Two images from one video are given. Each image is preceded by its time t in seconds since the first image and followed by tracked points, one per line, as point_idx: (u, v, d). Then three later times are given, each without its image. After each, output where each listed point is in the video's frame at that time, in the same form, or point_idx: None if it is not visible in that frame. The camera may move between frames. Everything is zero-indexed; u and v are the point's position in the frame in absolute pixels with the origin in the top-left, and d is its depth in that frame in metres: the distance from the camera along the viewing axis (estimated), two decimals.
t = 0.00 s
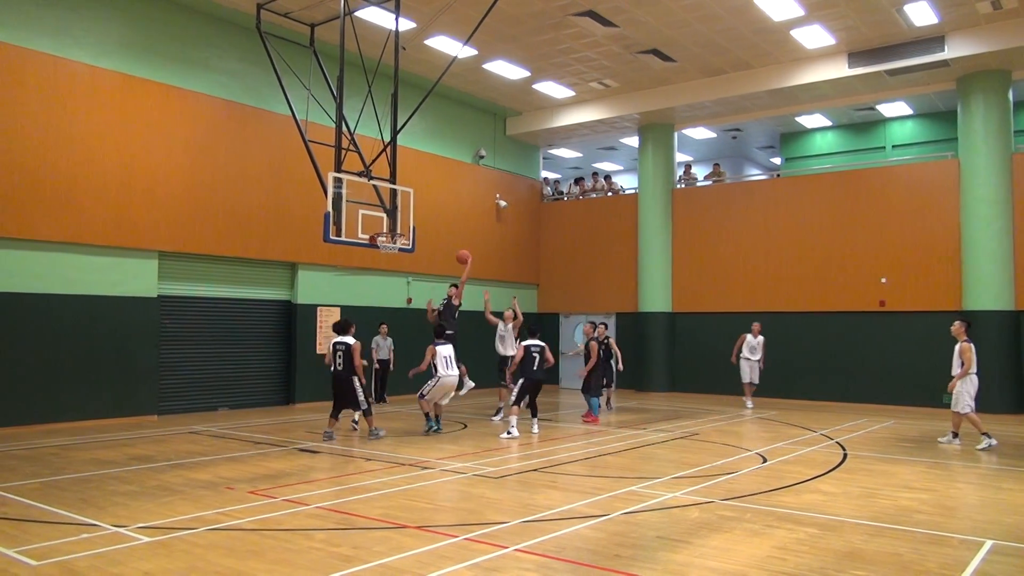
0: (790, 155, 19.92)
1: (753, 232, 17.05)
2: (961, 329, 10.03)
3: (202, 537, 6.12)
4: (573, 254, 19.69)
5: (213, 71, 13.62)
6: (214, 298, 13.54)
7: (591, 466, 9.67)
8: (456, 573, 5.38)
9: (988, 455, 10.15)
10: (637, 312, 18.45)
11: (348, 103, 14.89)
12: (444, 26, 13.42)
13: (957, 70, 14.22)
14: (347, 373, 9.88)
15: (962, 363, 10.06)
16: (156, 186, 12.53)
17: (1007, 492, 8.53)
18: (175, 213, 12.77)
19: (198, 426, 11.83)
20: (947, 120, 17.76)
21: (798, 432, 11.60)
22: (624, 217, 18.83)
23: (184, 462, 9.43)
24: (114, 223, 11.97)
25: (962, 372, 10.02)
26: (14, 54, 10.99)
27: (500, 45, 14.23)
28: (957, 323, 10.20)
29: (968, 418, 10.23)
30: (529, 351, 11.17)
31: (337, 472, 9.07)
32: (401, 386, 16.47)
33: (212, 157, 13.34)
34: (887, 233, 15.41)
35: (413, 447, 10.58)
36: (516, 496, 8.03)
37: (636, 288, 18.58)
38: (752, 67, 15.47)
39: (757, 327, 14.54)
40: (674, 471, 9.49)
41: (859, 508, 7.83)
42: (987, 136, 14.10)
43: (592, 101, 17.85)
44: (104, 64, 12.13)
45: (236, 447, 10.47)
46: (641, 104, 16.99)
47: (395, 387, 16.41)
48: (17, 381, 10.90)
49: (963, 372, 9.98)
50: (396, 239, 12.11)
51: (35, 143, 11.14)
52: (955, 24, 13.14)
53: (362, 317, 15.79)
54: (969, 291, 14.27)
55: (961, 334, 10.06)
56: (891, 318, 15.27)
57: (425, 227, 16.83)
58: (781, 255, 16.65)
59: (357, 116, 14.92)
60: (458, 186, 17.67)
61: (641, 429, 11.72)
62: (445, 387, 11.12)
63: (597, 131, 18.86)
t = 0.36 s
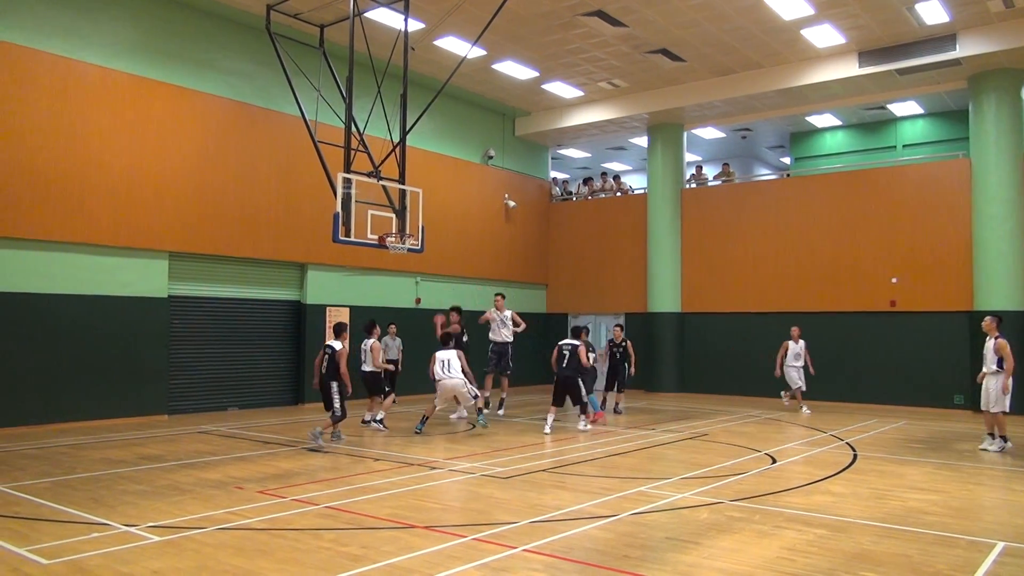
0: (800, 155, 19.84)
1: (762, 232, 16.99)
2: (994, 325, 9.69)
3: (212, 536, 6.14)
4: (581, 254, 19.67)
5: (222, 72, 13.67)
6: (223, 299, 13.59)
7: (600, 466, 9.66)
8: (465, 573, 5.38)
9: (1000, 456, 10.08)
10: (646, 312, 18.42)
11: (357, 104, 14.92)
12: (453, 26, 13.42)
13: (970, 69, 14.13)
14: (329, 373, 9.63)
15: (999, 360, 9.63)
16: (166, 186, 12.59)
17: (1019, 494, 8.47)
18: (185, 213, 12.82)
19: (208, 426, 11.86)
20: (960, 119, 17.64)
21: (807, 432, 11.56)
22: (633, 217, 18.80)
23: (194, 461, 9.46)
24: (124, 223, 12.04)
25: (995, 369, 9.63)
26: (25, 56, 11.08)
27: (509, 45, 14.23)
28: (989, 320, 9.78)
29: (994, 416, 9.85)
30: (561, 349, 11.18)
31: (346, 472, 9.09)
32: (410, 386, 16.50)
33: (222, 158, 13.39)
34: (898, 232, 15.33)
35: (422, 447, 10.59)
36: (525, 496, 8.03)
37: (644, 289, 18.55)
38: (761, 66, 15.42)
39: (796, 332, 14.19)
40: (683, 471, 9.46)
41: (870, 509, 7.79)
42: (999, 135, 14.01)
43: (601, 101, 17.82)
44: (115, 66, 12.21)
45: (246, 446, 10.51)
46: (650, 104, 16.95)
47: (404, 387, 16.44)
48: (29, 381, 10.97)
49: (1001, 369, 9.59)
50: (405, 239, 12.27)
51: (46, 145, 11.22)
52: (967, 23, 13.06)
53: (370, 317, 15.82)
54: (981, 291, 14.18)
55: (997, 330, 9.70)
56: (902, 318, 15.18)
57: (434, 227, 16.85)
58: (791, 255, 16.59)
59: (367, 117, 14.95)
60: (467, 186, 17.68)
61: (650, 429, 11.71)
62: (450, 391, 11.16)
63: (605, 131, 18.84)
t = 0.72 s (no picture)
0: (799, 155, 19.84)
1: (762, 232, 16.99)
2: None
3: (212, 536, 6.14)
4: (581, 255, 19.66)
5: (222, 72, 13.68)
6: (224, 299, 13.60)
7: (599, 466, 9.66)
8: (466, 573, 5.38)
9: (1000, 457, 10.08)
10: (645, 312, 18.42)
11: (357, 104, 14.93)
12: (453, 27, 13.42)
13: (969, 69, 14.13)
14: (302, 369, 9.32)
15: None
16: (166, 187, 12.59)
17: (1019, 494, 8.46)
18: (185, 214, 12.83)
19: (208, 426, 11.87)
20: (959, 119, 17.65)
21: (806, 432, 11.57)
22: (632, 217, 18.81)
23: (193, 461, 9.46)
24: (125, 224, 12.06)
25: None
26: (26, 57, 11.10)
27: (508, 45, 14.23)
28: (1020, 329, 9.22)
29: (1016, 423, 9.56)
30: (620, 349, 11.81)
31: (345, 472, 9.09)
32: (409, 386, 16.49)
33: (223, 158, 13.41)
34: (897, 232, 15.33)
35: (421, 447, 10.59)
36: (524, 496, 8.04)
37: (644, 289, 18.55)
38: (760, 66, 15.43)
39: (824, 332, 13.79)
40: (682, 471, 9.46)
41: (869, 509, 7.79)
42: (999, 135, 14.01)
43: (600, 101, 17.82)
44: (116, 66, 12.22)
45: (246, 446, 10.52)
46: (650, 104, 16.95)
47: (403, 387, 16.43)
48: (28, 382, 10.98)
49: None
50: (405, 239, 12.24)
51: (47, 145, 11.23)
52: (966, 23, 13.06)
53: (369, 316, 15.82)
54: (980, 291, 14.17)
55: None
56: (903, 318, 15.16)
57: (433, 227, 16.84)
58: (790, 255, 16.59)
59: (366, 117, 14.95)
60: (466, 186, 17.66)
61: (647, 429, 11.72)
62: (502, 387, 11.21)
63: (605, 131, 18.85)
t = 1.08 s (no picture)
0: (798, 155, 19.84)
1: (760, 233, 17.00)
2: None
3: (210, 537, 6.14)
4: (579, 255, 19.67)
5: (221, 73, 13.68)
6: (224, 300, 13.63)
7: (597, 466, 9.66)
8: (464, 573, 5.39)
9: (998, 457, 10.08)
10: (643, 312, 18.45)
11: (355, 104, 14.93)
12: (452, 27, 13.42)
13: (967, 69, 14.14)
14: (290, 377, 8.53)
15: None
16: (164, 187, 12.59)
17: (1017, 494, 8.47)
18: (183, 214, 12.82)
19: (207, 426, 11.86)
20: (957, 119, 17.66)
21: (805, 432, 11.57)
22: (630, 218, 18.82)
23: (192, 461, 9.47)
24: (125, 223, 12.07)
25: None
26: (25, 56, 11.09)
27: (507, 45, 14.23)
28: None
29: None
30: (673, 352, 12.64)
31: (344, 472, 9.10)
32: (407, 386, 16.49)
33: (222, 158, 13.42)
34: (895, 232, 15.34)
35: (420, 447, 10.60)
36: (522, 496, 8.05)
37: (642, 289, 18.57)
38: (758, 67, 15.44)
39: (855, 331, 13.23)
40: (680, 471, 9.46)
41: (867, 509, 7.80)
42: (997, 136, 14.02)
43: (599, 101, 17.82)
44: (114, 66, 12.22)
45: (244, 446, 10.52)
46: (648, 104, 16.96)
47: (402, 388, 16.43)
48: (26, 381, 10.96)
49: None
50: (403, 240, 12.12)
51: (47, 145, 11.24)
52: (965, 24, 13.07)
53: (368, 316, 15.82)
54: (978, 291, 14.20)
55: None
56: (900, 318, 15.18)
57: (432, 227, 16.84)
58: (788, 255, 16.60)
59: (364, 117, 14.96)
60: (464, 186, 17.65)
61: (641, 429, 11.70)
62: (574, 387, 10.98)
63: (603, 131, 18.86)
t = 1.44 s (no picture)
0: (745, 156, 20.21)
1: (708, 233, 17.26)
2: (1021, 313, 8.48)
3: (148, 542, 6.00)
4: (531, 254, 19.73)
5: (165, 66, 13.37)
6: (170, 299, 13.38)
7: (546, 464, 9.71)
8: (409, 574, 5.37)
9: (933, 451, 10.41)
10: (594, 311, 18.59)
11: (304, 100, 14.74)
12: (403, 24, 13.33)
13: (906, 76, 14.57)
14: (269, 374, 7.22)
15: None
16: (105, 182, 12.24)
17: (949, 486, 8.77)
18: (125, 210, 12.50)
19: (150, 428, 11.58)
20: (897, 124, 18.19)
21: (750, 428, 11.80)
22: (582, 217, 18.94)
23: (134, 465, 9.24)
24: (65, 219, 11.72)
25: None
26: None
27: (459, 44, 14.19)
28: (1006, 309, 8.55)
29: None
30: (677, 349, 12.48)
31: (291, 474, 8.98)
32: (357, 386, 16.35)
33: (166, 153, 13.12)
34: (838, 233, 15.72)
35: (369, 447, 10.51)
36: (471, 495, 8.05)
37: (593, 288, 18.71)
38: (707, 69, 15.67)
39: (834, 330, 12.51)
40: (628, 468, 9.57)
41: (807, 503, 7.99)
42: (934, 140, 14.46)
43: (551, 101, 17.89)
44: (52, 57, 11.84)
45: (189, 448, 10.32)
46: (600, 104, 17.08)
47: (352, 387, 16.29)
48: None
49: None
50: (353, 238, 12.03)
51: None
52: (904, 31, 13.45)
53: (316, 315, 15.63)
54: (915, 291, 14.64)
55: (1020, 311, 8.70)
56: (842, 317, 15.58)
57: (383, 226, 16.72)
58: (735, 255, 16.90)
59: (314, 113, 14.78)
60: (416, 184, 17.56)
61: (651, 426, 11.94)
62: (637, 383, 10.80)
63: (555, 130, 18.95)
